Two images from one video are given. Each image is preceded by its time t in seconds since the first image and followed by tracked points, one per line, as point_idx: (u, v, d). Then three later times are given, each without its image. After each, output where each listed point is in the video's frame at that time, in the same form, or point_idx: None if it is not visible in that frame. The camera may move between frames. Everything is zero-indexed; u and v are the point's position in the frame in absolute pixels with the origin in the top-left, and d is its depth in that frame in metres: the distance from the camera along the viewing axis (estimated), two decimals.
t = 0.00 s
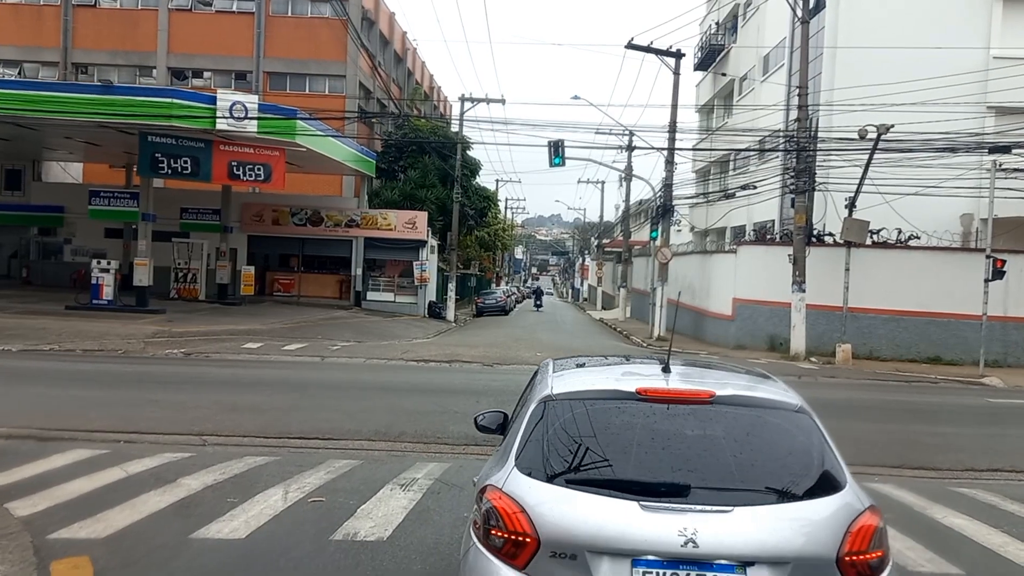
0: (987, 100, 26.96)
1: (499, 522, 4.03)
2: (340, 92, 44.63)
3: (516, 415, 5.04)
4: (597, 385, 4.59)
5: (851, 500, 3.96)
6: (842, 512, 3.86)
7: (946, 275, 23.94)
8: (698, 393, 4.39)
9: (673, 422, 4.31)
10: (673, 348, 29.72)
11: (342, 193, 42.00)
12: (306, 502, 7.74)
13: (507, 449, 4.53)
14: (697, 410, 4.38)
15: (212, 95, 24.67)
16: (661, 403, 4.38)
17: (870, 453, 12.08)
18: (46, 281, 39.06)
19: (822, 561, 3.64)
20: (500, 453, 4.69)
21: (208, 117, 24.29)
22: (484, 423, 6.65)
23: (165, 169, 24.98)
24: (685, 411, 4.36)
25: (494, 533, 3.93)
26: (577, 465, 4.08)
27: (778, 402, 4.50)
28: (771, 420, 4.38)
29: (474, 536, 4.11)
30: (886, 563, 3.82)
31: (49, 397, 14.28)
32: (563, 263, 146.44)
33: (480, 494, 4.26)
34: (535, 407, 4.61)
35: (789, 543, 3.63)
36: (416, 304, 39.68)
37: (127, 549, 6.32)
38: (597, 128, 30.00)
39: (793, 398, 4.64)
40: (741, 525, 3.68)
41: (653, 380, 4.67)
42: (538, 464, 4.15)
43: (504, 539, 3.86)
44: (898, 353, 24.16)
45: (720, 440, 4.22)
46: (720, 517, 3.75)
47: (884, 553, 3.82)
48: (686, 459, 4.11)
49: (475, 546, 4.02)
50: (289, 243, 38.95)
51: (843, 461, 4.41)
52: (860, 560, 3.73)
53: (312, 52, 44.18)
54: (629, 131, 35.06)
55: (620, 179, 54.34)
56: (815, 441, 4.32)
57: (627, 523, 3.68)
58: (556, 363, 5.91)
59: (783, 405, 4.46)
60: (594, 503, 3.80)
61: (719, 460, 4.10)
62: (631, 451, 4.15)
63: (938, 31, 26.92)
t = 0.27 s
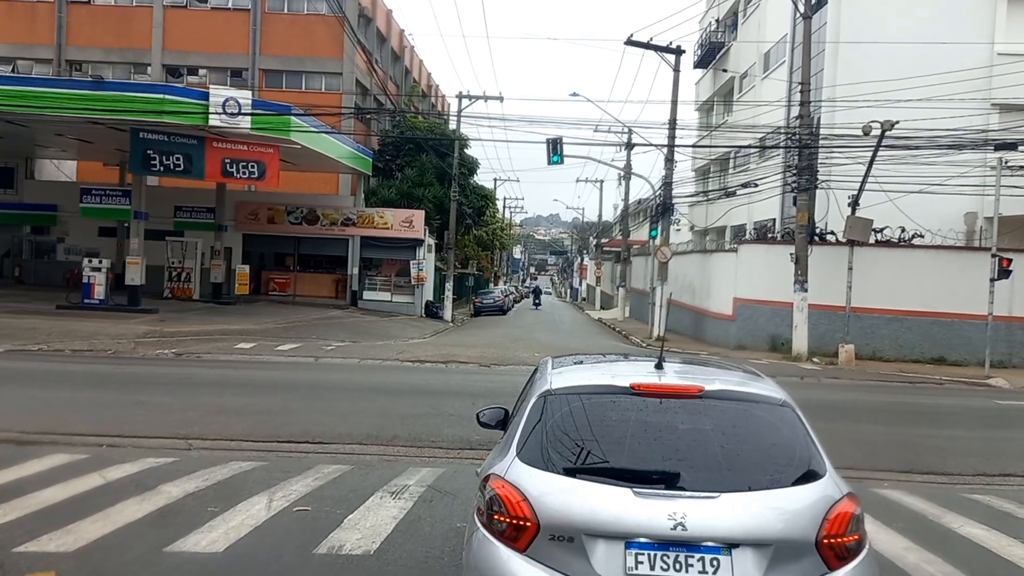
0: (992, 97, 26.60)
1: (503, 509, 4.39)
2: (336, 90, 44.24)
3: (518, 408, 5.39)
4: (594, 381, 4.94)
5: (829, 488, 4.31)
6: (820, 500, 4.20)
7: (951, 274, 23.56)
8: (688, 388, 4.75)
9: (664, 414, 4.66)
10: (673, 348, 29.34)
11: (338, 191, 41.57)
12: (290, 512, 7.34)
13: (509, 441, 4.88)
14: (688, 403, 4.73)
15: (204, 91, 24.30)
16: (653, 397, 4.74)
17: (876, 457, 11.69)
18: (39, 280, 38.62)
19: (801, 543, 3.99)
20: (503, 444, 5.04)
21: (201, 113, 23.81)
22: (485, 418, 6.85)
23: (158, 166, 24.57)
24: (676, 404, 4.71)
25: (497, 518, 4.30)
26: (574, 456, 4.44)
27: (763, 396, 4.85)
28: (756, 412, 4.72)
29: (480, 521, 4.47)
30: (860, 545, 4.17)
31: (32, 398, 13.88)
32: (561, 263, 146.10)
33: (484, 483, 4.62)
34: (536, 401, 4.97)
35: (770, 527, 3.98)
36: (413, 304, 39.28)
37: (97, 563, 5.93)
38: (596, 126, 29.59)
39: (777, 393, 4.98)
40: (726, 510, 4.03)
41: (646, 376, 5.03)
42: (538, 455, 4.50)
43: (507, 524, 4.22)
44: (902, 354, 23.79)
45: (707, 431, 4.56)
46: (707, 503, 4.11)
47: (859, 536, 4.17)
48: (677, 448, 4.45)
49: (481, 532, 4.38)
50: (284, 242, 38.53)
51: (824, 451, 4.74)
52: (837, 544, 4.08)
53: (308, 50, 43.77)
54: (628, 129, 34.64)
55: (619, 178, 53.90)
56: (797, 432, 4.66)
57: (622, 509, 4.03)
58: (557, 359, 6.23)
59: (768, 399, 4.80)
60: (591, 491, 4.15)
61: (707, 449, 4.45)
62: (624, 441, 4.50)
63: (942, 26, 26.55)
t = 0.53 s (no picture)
0: (996, 95, 26.23)
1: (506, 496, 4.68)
2: (333, 88, 43.81)
3: (518, 401, 5.68)
4: (591, 377, 5.25)
5: (812, 477, 4.63)
6: (802, 488, 4.53)
7: (957, 274, 23.14)
8: (679, 385, 5.07)
9: (657, 409, 4.98)
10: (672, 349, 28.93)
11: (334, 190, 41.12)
12: (271, 524, 6.90)
13: (511, 432, 5.18)
14: (679, 398, 5.05)
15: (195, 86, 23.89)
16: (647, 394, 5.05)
17: (886, 462, 11.27)
18: (31, 279, 38.13)
19: (783, 528, 4.32)
20: (505, 436, 5.32)
21: (193, 109, 23.36)
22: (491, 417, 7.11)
23: (148, 163, 24.03)
24: (668, 399, 5.03)
25: (500, 504, 4.61)
26: (572, 447, 4.75)
27: (749, 391, 5.17)
28: (742, 406, 5.05)
29: (484, 508, 4.76)
30: (838, 530, 4.51)
31: (14, 401, 13.44)
32: (559, 263, 145.62)
33: (487, 472, 4.90)
34: (536, 396, 5.26)
35: (755, 513, 4.31)
36: (410, 304, 38.87)
37: None
38: (595, 124, 29.11)
39: (763, 389, 5.30)
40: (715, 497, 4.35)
41: (641, 373, 5.34)
42: (539, 446, 4.79)
43: (511, 511, 4.52)
44: (905, 355, 23.42)
45: (697, 424, 4.88)
46: (697, 492, 4.43)
47: (836, 521, 4.51)
48: (669, 440, 4.77)
49: (485, 518, 4.66)
50: (279, 240, 38.08)
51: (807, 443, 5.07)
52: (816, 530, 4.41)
53: (304, 47, 43.33)
54: (628, 128, 34.18)
55: (617, 176, 53.40)
56: (781, 425, 4.99)
57: (618, 497, 4.36)
58: (555, 358, 6.50)
59: (753, 395, 5.13)
60: (589, 480, 4.46)
61: (697, 441, 4.77)
62: (619, 434, 4.82)
63: (946, 22, 26.11)
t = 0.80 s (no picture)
0: (1000, 92, 25.88)
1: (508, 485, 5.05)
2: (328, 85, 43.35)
3: (520, 397, 6.05)
4: (588, 375, 5.62)
5: (794, 469, 4.98)
6: (783, 479, 4.87)
7: (962, 273, 22.72)
8: (670, 382, 5.43)
9: (650, 404, 5.34)
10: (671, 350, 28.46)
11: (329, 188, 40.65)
12: (248, 539, 6.46)
13: (513, 426, 5.56)
14: (670, 393, 5.43)
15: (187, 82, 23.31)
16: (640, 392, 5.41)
17: (894, 468, 10.81)
18: (21, 278, 37.62)
19: (766, 516, 4.68)
20: (506, 430, 5.69)
21: (183, 104, 22.91)
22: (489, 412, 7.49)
23: (137, 160, 23.64)
24: (659, 394, 5.41)
25: (502, 492, 4.98)
26: (570, 438, 5.12)
27: (736, 390, 5.53)
28: (729, 404, 5.41)
29: (486, 496, 5.12)
30: (820, 518, 4.84)
31: None
32: (556, 263, 145.11)
33: (490, 463, 5.27)
34: (536, 392, 5.63)
35: (740, 501, 4.67)
36: (405, 304, 38.42)
37: None
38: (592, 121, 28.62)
39: (750, 387, 5.65)
40: (702, 486, 4.71)
41: (637, 370, 5.68)
42: (538, 440, 5.15)
43: (513, 499, 4.88)
44: (909, 356, 23.01)
45: (687, 418, 5.25)
46: (685, 480, 4.79)
47: (818, 510, 4.85)
48: (660, 432, 5.14)
49: (488, 506, 5.03)
50: (273, 240, 37.61)
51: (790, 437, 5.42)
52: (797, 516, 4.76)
53: (299, 44, 42.85)
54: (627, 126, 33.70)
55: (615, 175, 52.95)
56: (766, 420, 5.34)
57: (613, 486, 4.72)
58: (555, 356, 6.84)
59: (741, 393, 5.48)
60: (586, 470, 4.83)
61: (686, 433, 5.12)
62: (614, 427, 5.19)
63: (950, 16, 25.67)
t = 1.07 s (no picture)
0: (1005, 90, 25.50)
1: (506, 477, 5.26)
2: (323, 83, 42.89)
3: (517, 395, 6.23)
4: (583, 373, 5.82)
5: (778, 461, 5.20)
6: (767, 472, 5.09)
7: (967, 274, 22.30)
8: (662, 379, 5.64)
9: (642, 401, 5.54)
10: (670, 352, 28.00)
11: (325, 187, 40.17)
12: (221, 556, 6.01)
13: (510, 422, 5.75)
14: (660, 391, 5.63)
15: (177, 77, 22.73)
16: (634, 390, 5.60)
17: (905, 477, 10.36)
18: (11, 277, 37.08)
19: (751, 506, 4.91)
20: (504, 426, 5.89)
21: (172, 99, 22.35)
22: (487, 412, 7.65)
23: (125, 157, 23.22)
24: (651, 391, 5.61)
25: (500, 484, 5.18)
26: (566, 433, 5.32)
27: (725, 387, 5.73)
28: (718, 400, 5.61)
29: (485, 488, 5.32)
30: (804, 508, 5.05)
31: None
32: (554, 265, 144.72)
33: (488, 456, 5.47)
34: (532, 389, 5.83)
35: (727, 491, 4.90)
36: (401, 305, 37.97)
37: None
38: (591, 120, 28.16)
39: (738, 385, 5.85)
40: (691, 478, 4.94)
41: (630, 369, 5.88)
42: (535, 435, 5.35)
43: (510, 491, 5.10)
44: (912, 359, 22.59)
45: (676, 413, 5.46)
46: (675, 473, 5.01)
47: (801, 500, 5.07)
48: (651, 428, 5.34)
49: (488, 498, 5.22)
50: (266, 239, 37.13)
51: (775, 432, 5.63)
52: (781, 506, 4.98)
53: (294, 41, 42.37)
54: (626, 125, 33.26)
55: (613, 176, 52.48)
56: (752, 416, 5.55)
57: (605, 478, 4.95)
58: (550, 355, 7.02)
59: (729, 391, 5.68)
60: (580, 463, 5.04)
61: (676, 428, 5.33)
62: (607, 423, 5.39)
63: (955, 14, 25.28)
